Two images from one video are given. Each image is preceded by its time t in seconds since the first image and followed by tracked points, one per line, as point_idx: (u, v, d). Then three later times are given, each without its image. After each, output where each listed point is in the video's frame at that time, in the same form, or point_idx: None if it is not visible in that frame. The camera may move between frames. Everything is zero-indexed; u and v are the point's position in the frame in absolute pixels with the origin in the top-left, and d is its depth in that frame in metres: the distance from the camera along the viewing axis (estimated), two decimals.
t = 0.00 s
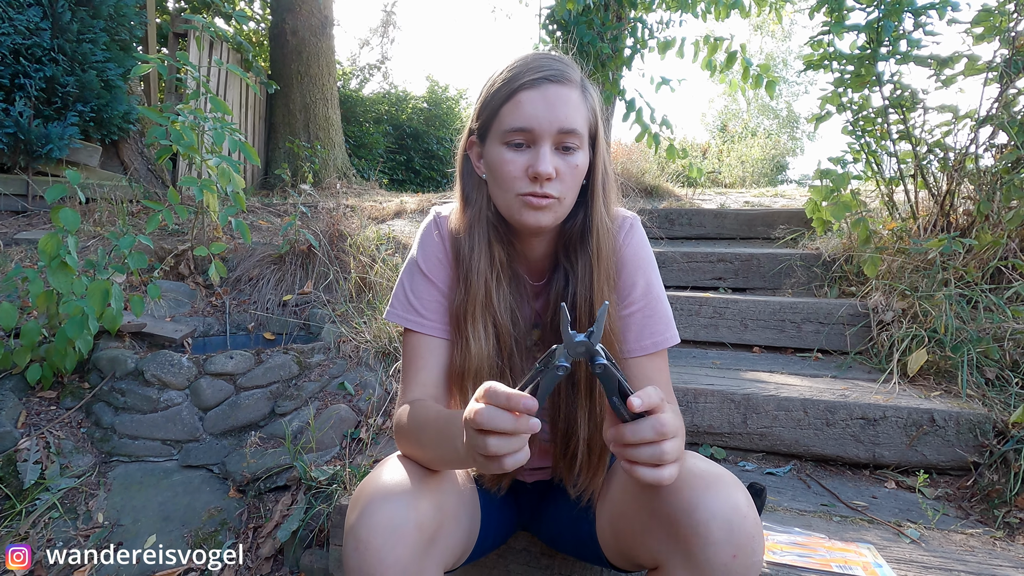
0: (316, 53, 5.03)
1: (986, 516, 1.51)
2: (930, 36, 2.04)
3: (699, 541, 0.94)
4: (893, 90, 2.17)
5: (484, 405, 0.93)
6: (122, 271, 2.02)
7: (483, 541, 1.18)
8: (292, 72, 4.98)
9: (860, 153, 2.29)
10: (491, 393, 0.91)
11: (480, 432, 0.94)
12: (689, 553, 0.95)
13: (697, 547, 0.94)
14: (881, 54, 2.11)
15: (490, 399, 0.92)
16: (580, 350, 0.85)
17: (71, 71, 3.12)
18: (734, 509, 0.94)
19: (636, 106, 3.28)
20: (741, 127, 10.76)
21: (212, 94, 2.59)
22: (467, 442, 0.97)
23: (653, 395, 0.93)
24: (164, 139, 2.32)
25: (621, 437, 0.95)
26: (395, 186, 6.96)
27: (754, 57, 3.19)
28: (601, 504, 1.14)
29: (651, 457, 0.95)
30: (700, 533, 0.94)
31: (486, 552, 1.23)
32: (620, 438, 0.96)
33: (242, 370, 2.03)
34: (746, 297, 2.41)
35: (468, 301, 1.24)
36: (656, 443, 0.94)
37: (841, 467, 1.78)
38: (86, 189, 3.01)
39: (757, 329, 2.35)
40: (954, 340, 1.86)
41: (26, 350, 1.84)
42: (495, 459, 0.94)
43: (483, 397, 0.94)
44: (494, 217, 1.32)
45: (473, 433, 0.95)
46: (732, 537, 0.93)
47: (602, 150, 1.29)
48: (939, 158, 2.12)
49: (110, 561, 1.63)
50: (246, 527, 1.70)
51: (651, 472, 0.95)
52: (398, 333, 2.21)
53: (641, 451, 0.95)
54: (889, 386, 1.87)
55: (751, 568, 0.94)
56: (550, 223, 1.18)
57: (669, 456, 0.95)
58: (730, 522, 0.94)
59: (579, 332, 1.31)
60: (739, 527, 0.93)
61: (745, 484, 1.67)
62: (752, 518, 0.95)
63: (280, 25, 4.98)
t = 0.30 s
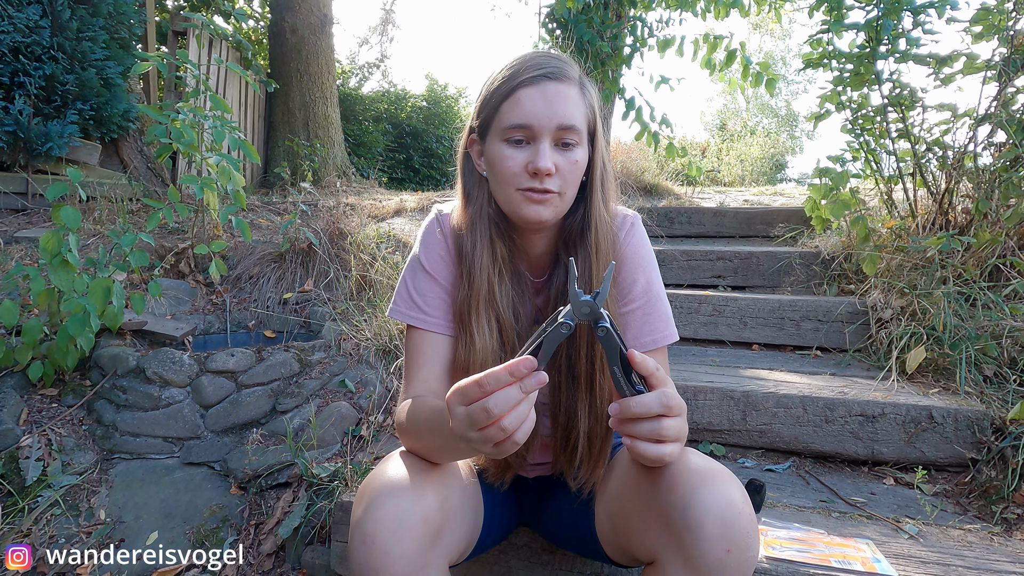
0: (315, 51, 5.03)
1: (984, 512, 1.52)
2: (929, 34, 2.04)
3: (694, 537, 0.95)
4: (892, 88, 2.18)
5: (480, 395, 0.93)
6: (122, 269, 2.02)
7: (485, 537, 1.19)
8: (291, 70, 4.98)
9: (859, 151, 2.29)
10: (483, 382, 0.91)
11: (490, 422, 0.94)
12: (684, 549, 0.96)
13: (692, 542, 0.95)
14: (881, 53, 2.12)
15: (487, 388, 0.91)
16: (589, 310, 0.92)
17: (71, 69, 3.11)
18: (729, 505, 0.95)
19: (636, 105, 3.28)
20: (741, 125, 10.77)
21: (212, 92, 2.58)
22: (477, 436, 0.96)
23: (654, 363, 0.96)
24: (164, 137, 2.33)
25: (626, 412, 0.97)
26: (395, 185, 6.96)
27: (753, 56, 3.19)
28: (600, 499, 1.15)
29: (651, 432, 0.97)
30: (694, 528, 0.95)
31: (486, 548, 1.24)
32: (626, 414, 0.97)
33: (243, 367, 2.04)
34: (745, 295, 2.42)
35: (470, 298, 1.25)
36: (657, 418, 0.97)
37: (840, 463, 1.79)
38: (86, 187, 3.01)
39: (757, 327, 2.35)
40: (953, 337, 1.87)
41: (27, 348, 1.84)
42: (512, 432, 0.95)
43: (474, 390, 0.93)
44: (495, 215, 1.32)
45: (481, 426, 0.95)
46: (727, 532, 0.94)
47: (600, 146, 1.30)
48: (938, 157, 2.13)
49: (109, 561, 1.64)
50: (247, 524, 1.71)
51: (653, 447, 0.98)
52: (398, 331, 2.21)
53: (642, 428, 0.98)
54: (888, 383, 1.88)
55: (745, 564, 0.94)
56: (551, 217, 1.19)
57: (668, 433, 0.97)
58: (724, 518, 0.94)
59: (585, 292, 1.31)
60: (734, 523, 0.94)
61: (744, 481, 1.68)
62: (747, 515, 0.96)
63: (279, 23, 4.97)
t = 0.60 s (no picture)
0: (314, 50, 5.03)
1: (981, 509, 1.53)
2: (927, 33, 2.05)
3: (696, 534, 0.95)
4: (891, 87, 2.18)
5: (497, 392, 0.93)
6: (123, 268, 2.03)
7: (485, 534, 1.19)
8: (290, 68, 4.97)
9: (857, 150, 2.30)
10: (501, 379, 0.91)
11: (504, 420, 0.94)
12: (686, 545, 0.97)
13: (694, 539, 0.96)
14: (879, 52, 2.12)
15: (504, 385, 0.91)
16: (593, 304, 0.95)
17: (69, 67, 3.11)
18: (730, 501, 0.96)
19: (635, 104, 3.29)
20: (740, 124, 10.76)
21: (211, 90, 2.58)
22: (489, 436, 0.95)
23: (636, 355, 0.98)
24: (164, 135, 2.33)
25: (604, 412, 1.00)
26: (394, 184, 6.96)
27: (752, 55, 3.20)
28: (601, 497, 1.16)
29: (628, 431, 0.99)
30: (696, 525, 0.95)
31: (487, 546, 1.25)
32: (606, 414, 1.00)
33: (243, 366, 2.05)
34: (744, 294, 2.43)
35: (472, 294, 1.25)
36: (633, 416, 0.98)
37: (838, 461, 1.80)
38: (85, 185, 3.01)
39: (756, 326, 2.36)
40: (950, 336, 1.88)
41: (28, 347, 1.84)
42: (525, 435, 0.95)
43: (492, 386, 0.93)
44: (498, 210, 1.33)
45: (494, 424, 0.95)
46: (728, 528, 0.94)
47: (606, 146, 1.31)
48: (936, 156, 2.13)
49: (109, 561, 1.63)
50: (247, 522, 1.71)
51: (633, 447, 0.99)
52: (398, 329, 2.22)
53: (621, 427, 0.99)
54: (886, 381, 1.89)
55: (747, 559, 0.95)
56: (554, 210, 1.19)
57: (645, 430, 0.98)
58: (726, 514, 0.95)
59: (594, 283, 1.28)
60: (735, 519, 0.95)
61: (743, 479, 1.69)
62: (749, 511, 0.97)
63: (278, 21, 4.97)
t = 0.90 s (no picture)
0: (312, 48, 5.02)
1: (977, 505, 1.54)
2: (925, 31, 2.05)
3: (695, 528, 0.96)
4: (889, 85, 2.19)
5: (504, 392, 0.93)
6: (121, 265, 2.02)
7: (485, 529, 1.20)
8: (288, 66, 4.96)
9: (856, 148, 2.31)
10: (508, 378, 0.91)
11: (512, 418, 0.94)
12: (685, 540, 0.97)
13: (694, 533, 0.96)
14: (877, 50, 2.13)
15: (511, 384, 0.91)
16: (596, 306, 0.93)
17: (67, 65, 3.10)
18: (729, 496, 0.96)
19: (633, 102, 3.29)
20: (739, 122, 10.75)
21: (209, 88, 2.58)
22: (498, 436, 0.95)
23: (636, 355, 0.98)
24: (162, 133, 2.32)
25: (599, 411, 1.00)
26: (393, 182, 6.95)
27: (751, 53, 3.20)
28: (600, 492, 1.17)
29: (620, 432, 0.99)
30: (695, 519, 0.96)
31: (487, 541, 1.25)
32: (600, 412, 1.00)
33: (242, 363, 2.05)
34: (742, 292, 2.43)
35: (475, 291, 1.26)
36: (626, 417, 0.98)
37: (835, 458, 1.80)
38: (83, 183, 3.01)
39: (754, 323, 2.36)
40: (948, 333, 1.89)
41: (27, 344, 1.84)
42: (535, 432, 0.95)
43: (498, 386, 0.93)
44: (503, 206, 1.34)
45: (503, 423, 0.95)
46: (726, 522, 0.95)
47: (611, 144, 1.32)
48: (934, 154, 2.14)
49: (109, 561, 1.63)
50: (247, 519, 1.72)
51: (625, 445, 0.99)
52: (397, 327, 2.22)
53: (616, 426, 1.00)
54: (883, 378, 1.90)
55: (746, 553, 0.96)
56: (559, 205, 1.19)
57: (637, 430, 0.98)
58: (725, 509, 0.95)
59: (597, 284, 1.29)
60: (733, 513, 0.95)
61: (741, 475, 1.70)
62: (747, 505, 0.97)
63: (276, 19, 4.95)
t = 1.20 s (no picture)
0: (310, 46, 5.01)
1: (973, 502, 1.54)
2: (923, 30, 2.05)
3: (693, 525, 0.96)
4: (886, 84, 2.19)
5: (512, 400, 0.92)
6: (119, 264, 2.02)
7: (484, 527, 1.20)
8: (286, 64, 4.95)
9: (853, 147, 2.31)
10: (516, 387, 0.91)
11: (520, 427, 0.94)
12: (684, 537, 0.97)
13: (692, 530, 0.96)
14: (875, 49, 2.13)
15: (519, 393, 0.91)
16: (596, 313, 0.93)
17: (64, 63, 3.09)
18: (726, 492, 0.97)
19: (632, 100, 3.28)
20: (738, 120, 10.75)
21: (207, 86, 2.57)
22: (506, 444, 0.95)
23: (631, 361, 0.97)
24: (159, 131, 2.32)
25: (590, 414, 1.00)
26: (391, 180, 6.94)
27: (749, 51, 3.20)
28: (599, 491, 1.17)
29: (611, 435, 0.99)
30: (694, 516, 0.96)
31: (486, 539, 1.25)
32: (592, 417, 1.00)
33: (240, 362, 2.05)
34: (740, 290, 2.44)
35: (476, 290, 1.26)
36: (617, 422, 0.98)
37: (832, 455, 1.81)
38: (80, 182, 3.00)
39: (752, 321, 2.37)
40: (944, 331, 1.89)
41: (25, 343, 1.84)
42: (544, 443, 0.94)
43: (507, 395, 0.92)
44: (504, 203, 1.34)
45: (510, 430, 0.94)
46: (725, 518, 0.95)
47: (612, 143, 1.32)
48: (931, 152, 2.14)
49: (109, 561, 1.63)
50: (245, 517, 1.72)
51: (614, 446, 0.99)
52: (395, 325, 2.22)
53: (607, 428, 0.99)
54: (880, 376, 1.90)
55: (744, 549, 0.96)
56: (559, 201, 1.19)
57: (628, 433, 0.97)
58: (722, 505, 0.96)
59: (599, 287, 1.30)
60: (732, 510, 0.96)
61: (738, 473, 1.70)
62: (745, 501, 0.98)
63: (274, 17, 4.94)
